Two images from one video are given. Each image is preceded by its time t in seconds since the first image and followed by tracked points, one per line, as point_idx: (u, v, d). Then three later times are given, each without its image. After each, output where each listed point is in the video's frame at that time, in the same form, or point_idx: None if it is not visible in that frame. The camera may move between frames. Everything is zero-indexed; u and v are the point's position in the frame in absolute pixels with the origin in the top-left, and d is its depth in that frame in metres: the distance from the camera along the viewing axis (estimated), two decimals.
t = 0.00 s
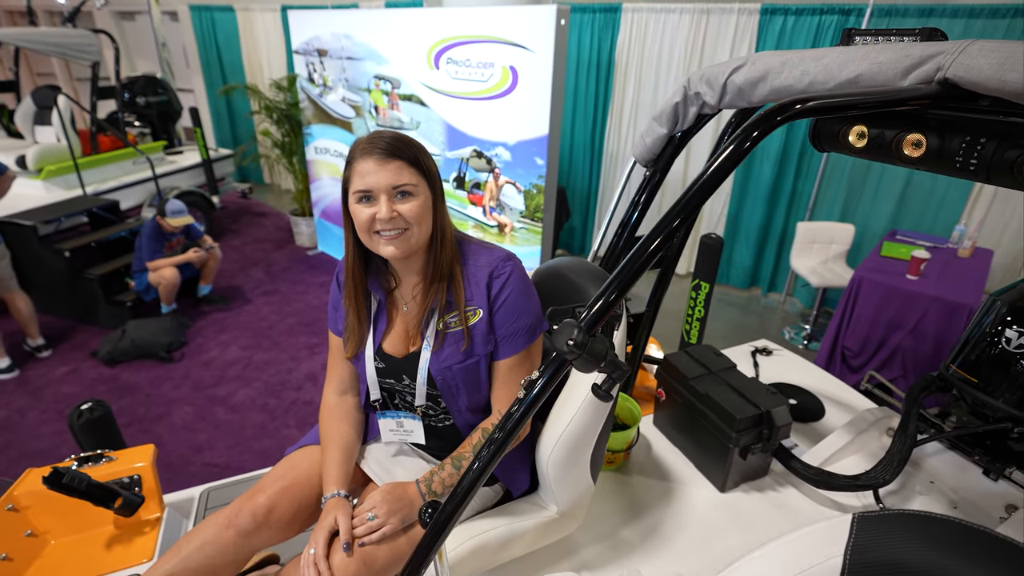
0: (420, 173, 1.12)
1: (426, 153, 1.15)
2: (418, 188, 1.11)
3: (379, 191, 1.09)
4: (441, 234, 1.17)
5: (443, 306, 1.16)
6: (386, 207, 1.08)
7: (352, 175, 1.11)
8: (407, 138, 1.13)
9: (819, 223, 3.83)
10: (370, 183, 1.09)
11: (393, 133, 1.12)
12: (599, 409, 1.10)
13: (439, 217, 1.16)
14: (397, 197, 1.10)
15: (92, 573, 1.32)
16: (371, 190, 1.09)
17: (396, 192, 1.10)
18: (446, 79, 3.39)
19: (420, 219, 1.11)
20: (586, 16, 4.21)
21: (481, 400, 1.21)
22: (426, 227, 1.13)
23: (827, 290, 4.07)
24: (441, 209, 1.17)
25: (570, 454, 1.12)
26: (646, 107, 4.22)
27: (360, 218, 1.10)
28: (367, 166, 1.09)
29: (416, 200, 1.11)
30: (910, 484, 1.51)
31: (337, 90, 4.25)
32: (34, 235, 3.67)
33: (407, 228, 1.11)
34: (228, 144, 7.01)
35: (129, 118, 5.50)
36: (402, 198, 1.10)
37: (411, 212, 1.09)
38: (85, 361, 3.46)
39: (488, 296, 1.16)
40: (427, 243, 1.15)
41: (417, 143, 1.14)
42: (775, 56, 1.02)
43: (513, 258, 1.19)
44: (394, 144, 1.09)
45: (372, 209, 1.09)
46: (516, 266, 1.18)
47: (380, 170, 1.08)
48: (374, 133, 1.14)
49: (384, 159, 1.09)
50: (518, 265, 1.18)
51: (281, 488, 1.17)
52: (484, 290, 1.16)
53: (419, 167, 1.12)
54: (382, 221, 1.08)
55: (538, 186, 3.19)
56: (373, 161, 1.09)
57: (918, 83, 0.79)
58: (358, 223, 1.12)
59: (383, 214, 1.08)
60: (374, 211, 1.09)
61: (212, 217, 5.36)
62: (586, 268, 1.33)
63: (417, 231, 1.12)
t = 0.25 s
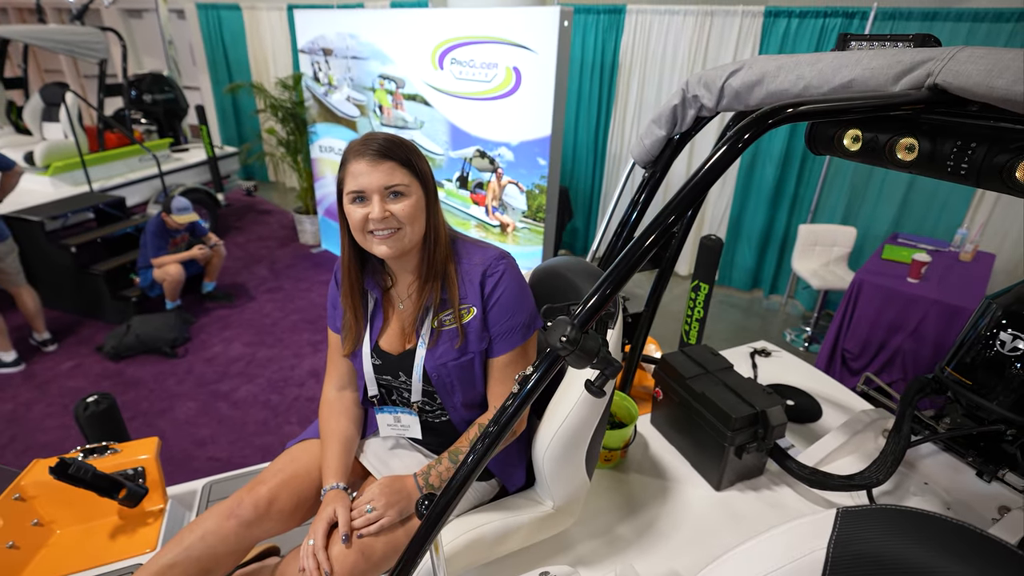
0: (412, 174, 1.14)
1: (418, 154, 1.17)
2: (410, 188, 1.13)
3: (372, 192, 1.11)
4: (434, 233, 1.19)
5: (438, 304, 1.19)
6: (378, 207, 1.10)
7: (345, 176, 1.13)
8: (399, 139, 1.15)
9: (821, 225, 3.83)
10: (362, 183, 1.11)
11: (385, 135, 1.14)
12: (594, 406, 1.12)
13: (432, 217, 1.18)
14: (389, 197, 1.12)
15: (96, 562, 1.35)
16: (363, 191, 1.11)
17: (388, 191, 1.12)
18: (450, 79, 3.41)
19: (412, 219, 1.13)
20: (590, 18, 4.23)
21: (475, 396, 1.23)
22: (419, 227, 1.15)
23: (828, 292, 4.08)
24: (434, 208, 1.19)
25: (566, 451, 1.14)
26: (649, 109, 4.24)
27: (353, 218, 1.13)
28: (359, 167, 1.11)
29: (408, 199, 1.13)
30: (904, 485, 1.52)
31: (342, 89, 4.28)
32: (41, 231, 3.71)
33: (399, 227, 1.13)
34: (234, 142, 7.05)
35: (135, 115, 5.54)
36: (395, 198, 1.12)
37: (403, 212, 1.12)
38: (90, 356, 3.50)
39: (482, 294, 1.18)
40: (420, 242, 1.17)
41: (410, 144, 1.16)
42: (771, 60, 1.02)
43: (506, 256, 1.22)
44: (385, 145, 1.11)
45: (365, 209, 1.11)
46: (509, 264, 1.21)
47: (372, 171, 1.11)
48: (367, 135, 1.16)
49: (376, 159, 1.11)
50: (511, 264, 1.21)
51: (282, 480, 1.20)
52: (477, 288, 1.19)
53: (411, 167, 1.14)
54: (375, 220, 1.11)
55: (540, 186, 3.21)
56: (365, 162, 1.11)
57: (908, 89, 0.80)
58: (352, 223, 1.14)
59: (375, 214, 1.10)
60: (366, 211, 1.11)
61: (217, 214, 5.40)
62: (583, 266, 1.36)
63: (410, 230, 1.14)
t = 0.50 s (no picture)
0: (408, 172, 1.15)
1: (414, 153, 1.18)
2: (406, 186, 1.14)
3: (368, 191, 1.12)
4: (431, 231, 1.20)
5: (437, 302, 1.20)
6: (375, 206, 1.11)
7: (342, 176, 1.15)
8: (394, 138, 1.16)
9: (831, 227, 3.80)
10: (357, 183, 1.12)
11: (380, 135, 1.15)
12: (597, 402, 1.13)
13: (429, 214, 1.19)
14: (385, 196, 1.13)
15: (108, 550, 1.38)
16: (360, 190, 1.13)
17: (384, 190, 1.13)
18: (459, 79, 3.42)
19: (409, 217, 1.14)
20: (599, 18, 4.23)
21: (476, 392, 1.25)
22: (415, 225, 1.16)
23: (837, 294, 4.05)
24: (430, 206, 1.20)
25: (569, 447, 1.15)
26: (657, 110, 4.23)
27: (351, 217, 1.14)
28: (356, 166, 1.12)
29: (403, 198, 1.14)
30: (910, 487, 1.51)
31: (352, 88, 4.31)
32: (55, 227, 3.77)
33: (397, 226, 1.14)
34: (245, 140, 7.11)
35: (148, 113, 5.61)
36: (391, 196, 1.13)
37: (399, 210, 1.13)
38: (102, 350, 3.55)
39: (481, 292, 1.20)
40: (417, 240, 1.19)
41: (406, 143, 1.17)
42: (778, 60, 1.01)
43: (506, 253, 1.23)
44: (381, 144, 1.12)
45: (362, 208, 1.13)
46: (509, 262, 1.22)
47: (367, 170, 1.12)
48: (363, 134, 1.17)
49: (372, 158, 1.12)
50: (510, 261, 1.22)
51: (288, 473, 1.23)
52: (477, 285, 1.20)
53: (407, 165, 1.15)
54: (372, 219, 1.12)
55: (547, 186, 3.22)
56: (362, 161, 1.13)
57: (914, 89, 0.80)
58: (350, 222, 1.15)
59: (372, 213, 1.11)
60: (363, 210, 1.13)
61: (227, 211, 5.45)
62: (587, 264, 1.37)
63: (406, 229, 1.15)
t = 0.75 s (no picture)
0: (410, 169, 1.16)
1: (416, 150, 1.20)
2: (409, 182, 1.16)
3: (371, 188, 1.14)
4: (434, 227, 1.22)
5: (442, 297, 1.22)
6: (378, 203, 1.13)
7: (346, 173, 1.16)
8: (397, 136, 1.17)
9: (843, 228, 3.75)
10: (360, 181, 1.14)
11: (382, 133, 1.16)
12: (602, 398, 1.14)
13: (432, 210, 1.21)
14: (388, 193, 1.15)
15: (121, 539, 1.41)
16: (363, 188, 1.14)
17: (387, 187, 1.14)
18: (469, 79, 3.44)
19: (412, 213, 1.16)
20: (610, 17, 4.22)
21: (480, 388, 1.26)
22: (418, 221, 1.18)
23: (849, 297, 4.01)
24: (433, 202, 1.22)
25: (573, 443, 1.16)
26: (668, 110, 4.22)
27: (355, 214, 1.16)
28: (359, 164, 1.14)
29: (406, 194, 1.16)
30: (918, 490, 1.50)
31: (364, 88, 4.34)
32: (73, 224, 3.84)
33: (400, 222, 1.16)
34: (258, 139, 7.18)
35: (164, 112, 5.69)
36: (394, 193, 1.15)
37: (402, 207, 1.14)
38: (117, 345, 3.61)
39: (485, 287, 1.21)
40: (421, 236, 1.20)
41: (408, 140, 1.19)
42: (786, 59, 1.01)
43: (510, 249, 1.24)
44: (383, 142, 1.14)
45: (365, 205, 1.15)
46: (513, 257, 1.23)
47: (370, 167, 1.13)
48: (366, 132, 1.18)
49: (374, 156, 1.14)
50: (514, 256, 1.23)
51: (297, 466, 1.25)
52: (481, 281, 1.21)
53: (409, 162, 1.16)
54: (376, 216, 1.13)
55: (556, 185, 3.22)
56: (364, 158, 1.14)
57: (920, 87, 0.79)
58: (354, 219, 1.17)
59: (375, 210, 1.13)
60: (367, 207, 1.14)
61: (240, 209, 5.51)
62: (592, 262, 1.37)
63: (409, 225, 1.17)
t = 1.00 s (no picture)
0: (427, 170, 1.18)
1: (434, 151, 1.21)
2: (425, 183, 1.17)
3: (388, 189, 1.15)
4: (450, 228, 1.23)
5: (456, 297, 1.23)
6: (395, 203, 1.14)
7: (364, 174, 1.18)
8: (415, 138, 1.19)
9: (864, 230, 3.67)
10: (378, 181, 1.15)
11: (401, 134, 1.18)
12: (613, 400, 1.14)
13: (448, 211, 1.22)
14: (405, 194, 1.16)
15: (141, 531, 1.44)
16: (380, 188, 1.16)
17: (404, 188, 1.15)
18: (485, 80, 3.45)
19: (428, 214, 1.17)
20: (628, 17, 4.20)
21: (492, 388, 1.27)
22: (435, 222, 1.19)
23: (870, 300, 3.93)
24: (449, 204, 1.23)
25: (584, 445, 1.16)
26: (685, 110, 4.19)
27: (372, 215, 1.17)
28: (376, 165, 1.15)
29: (423, 195, 1.17)
30: (938, 499, 1.47)
31: (382, 89, 4.38)
32: (98, 222, 3.94)
33: (416, 223, 1.17)
34: (278, 140, 7.29)
35: (187, 113, 5.80)
36: (410, 194, 1.16)
37: (418, 207, 1.15)
38: (139, 341, 3.69)
39: (500, 288, 1.22)
40: (437, 237, 1.21)
41: (426, 142, 1.20)
42: (803, 60, 0.99)
43: (524, 250, 1.25)
44: (401, 143, 1.15)
45: (382, 206, 1.16)
46: (527, 258, 1.24)
47: (388, 168, 1.15)
48: (385, 134, 1.20)
49: (392, 157, 1.15)
50: (528, 257, 1.24)
51: (310, 461, 1.27)
52: (495, 281, 1.22)
53: (426, 164, 1.17)
54: (392, 216, 1.15)
55: (572, 186, 3.22)
56: (382, 159, 1.16)
57: (940, 89, 0.76)
58: (371, 219, 1.19)
59: (392, 210, 1.14)
60: (384, 207, 1.16)
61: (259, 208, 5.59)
62: (606, 263, 1.37)
63: (426, 226, 1.18)
